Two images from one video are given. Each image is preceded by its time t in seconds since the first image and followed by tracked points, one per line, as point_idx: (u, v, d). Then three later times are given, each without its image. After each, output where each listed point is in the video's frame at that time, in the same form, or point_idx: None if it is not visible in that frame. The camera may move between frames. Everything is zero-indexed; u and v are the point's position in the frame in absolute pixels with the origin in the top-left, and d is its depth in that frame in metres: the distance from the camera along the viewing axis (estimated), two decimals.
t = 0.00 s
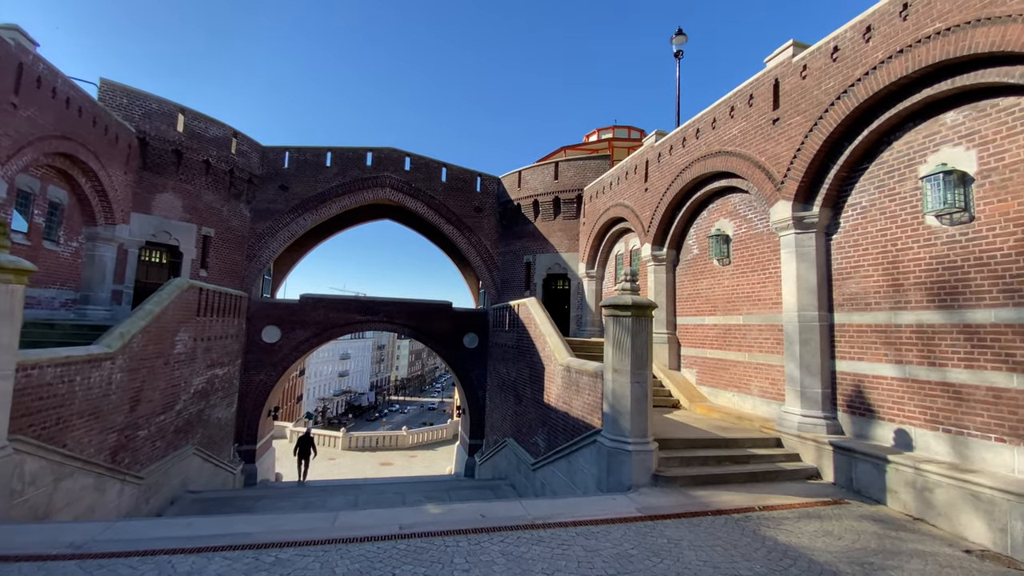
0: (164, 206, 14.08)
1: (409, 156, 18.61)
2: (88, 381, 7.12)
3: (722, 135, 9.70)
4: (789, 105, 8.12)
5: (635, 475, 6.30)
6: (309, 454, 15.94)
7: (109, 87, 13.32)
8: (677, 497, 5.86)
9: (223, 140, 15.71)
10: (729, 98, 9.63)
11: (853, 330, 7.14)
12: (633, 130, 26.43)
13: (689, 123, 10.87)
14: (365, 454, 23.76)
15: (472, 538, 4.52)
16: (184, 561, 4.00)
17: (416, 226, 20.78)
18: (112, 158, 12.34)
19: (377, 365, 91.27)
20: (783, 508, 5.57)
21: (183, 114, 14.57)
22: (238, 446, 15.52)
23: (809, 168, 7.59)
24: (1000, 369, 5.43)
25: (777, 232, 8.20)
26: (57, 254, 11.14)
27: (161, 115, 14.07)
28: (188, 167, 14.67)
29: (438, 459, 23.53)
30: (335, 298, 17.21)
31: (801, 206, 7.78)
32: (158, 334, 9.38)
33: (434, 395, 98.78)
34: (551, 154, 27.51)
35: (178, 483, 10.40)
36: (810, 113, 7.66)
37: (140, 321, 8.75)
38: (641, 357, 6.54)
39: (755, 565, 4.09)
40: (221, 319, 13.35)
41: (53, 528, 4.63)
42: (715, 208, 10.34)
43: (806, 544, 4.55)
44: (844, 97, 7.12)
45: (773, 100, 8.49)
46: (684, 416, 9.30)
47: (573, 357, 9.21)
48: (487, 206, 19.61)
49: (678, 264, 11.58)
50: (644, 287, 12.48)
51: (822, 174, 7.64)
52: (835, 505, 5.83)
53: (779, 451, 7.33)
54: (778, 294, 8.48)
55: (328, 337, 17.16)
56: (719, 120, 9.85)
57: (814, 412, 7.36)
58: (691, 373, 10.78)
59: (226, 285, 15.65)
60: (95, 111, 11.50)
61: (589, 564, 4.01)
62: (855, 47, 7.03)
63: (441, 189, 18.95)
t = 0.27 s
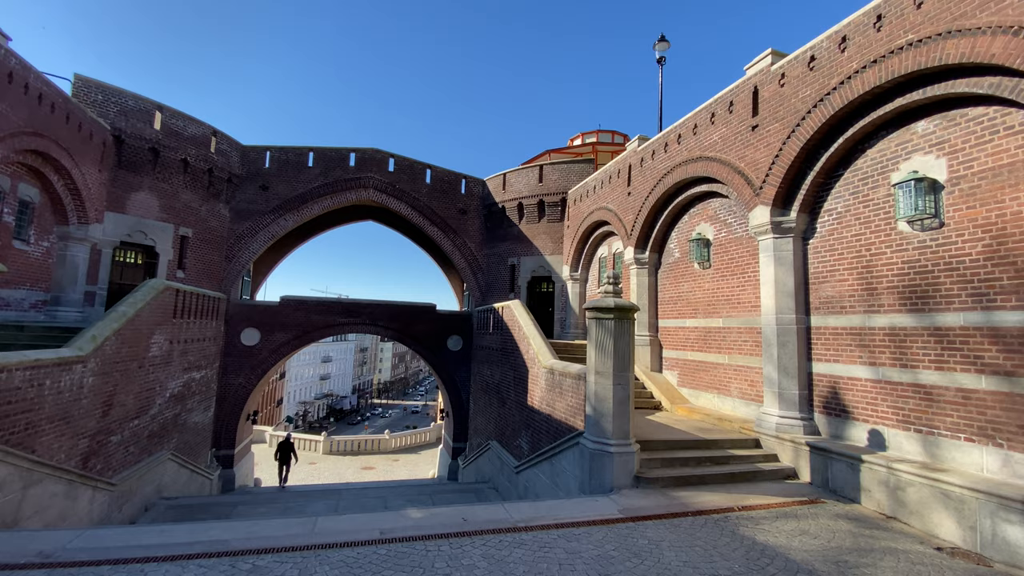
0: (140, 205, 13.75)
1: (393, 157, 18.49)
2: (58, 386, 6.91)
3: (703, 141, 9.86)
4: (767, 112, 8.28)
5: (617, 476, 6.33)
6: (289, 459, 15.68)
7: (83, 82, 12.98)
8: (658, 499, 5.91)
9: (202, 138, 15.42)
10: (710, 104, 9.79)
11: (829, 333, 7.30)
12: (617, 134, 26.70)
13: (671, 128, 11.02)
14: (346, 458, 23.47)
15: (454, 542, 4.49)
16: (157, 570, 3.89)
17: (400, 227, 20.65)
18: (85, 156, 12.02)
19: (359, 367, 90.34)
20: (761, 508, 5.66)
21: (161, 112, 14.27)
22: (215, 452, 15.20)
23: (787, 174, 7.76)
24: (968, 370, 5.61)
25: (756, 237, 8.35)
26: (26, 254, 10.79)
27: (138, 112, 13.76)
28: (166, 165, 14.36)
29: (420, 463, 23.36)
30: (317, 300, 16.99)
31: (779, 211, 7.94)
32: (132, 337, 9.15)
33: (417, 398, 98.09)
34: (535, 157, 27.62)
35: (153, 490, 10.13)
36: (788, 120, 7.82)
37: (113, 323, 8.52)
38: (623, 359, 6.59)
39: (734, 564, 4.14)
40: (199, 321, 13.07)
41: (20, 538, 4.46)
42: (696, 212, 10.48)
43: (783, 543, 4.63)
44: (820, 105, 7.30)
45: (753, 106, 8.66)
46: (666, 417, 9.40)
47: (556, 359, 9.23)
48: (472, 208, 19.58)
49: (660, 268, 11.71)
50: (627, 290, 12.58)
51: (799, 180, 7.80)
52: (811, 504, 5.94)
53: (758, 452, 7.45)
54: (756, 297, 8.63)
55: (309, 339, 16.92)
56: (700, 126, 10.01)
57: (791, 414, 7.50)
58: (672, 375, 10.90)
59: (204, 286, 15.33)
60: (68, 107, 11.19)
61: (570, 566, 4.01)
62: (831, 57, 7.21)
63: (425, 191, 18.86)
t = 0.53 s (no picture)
0: (114, 205, 13.41)
1: (377, 159, 18.36)
2: (27, 391, 6.68)
3: (685, 147, 10.01)
4: (747, 119, 8.45)
5: (600, 478, 6.37)
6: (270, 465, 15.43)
7: (55, 79, 12.63)
8: (640, 500, 5.95)
9: (180, 137, 15.12)
10: (691, 110, 9.95)
11: (806, 336, 7.45)
12: (601, 139, 26.95)
13: (653, 133, 11.16)
14: (328, 463, 23.15)
15: (436, 547, 4.46)
16: None
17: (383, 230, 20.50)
18: (57, 154, 11.69)
19: (342, 371, 89.25)
20: (741, 508, 5.74)
21: (137, 110, 13.95)
22: (192, 458, 14.85)
23: (765, 179, 7.91)
24: (939, 372, 5.78)
25: (735, 241, 8.50)
26: None
27: (113, 109, 13.44)
28: (142, 165, 14.04)
29: (403, 467, 23.15)
30: (298, 303, 16.76)
31: (758, 216, 8.09)
32: (105, 340, 8.91)
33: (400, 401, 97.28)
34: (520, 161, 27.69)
35: (126, 497, 9.86)
36: (767, 127, 7.99)
37: (85, 326, 8.28)
38: (605, 361, 6.64)
39: (714, 564, 4.19)
40: (175, 324, 12.78)
41: None
42: (677, 217, 10.63)
43: (762, 543, 4.71)
44: (797, 113, 7.47)
45: (732, 113, 8.82)
46: (648, 419, 9.48)
47: (540, 362, 9.26)
48: (456, 210, 19.54)
49: (642, 271, 11.83)
50: (610, 293, 12.69)
51: (777, 186, 7.97)
52: (789, 504, 6.05)
53: (738, 452, 7.56)
54: (736, 300, 8.78)
55: (290, 343, 16.67)
56: (682, 131, 10.16)
57: (770, 415, 7.63)
58: (654, 378, 11.00)
59: (181, 288, 15.01)
60: (40, 104, 10.88)
61: (553, 569, 4.02)
62: (808, 66, 7.39)
63: (409, 193, 18.76)
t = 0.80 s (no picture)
0: (87, 205, 13.04)
1: (360, 160, 18.22)
2: None
3: (666, 152, 10.15)
4: (726, 126, 8.61)
5: (583, 482, 6.38)
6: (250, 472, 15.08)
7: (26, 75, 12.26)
8: (623, 503, 5.99)
9: (156, 137, 14.80)
10: (672, 117, 10.10)
11: (784, 339, 7.61)
12: (585, 144, 27.18)
13: (635, 139, 11.29)
14: (308, 469, 22.77)
15: (417, 553, 4.42)
16: None
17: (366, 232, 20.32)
18: (27, 152, 11.34)
19: (323, 375, 88.01)
20: (721, 509, 5.82)
21: (112, 108, 13.61)
22: (166, 465, 14.47)
23: (744, 186, 8.07)
24: (911, 374, 5.95)
25: (716, 246, 8.64)
26: None
27: (87, 107, 13.09)
28: (116, 164, 13.69)
29: (386, 473, 22.91)
30: (278, 306, 16.51)
31: (737, 222, 8.24)
32: (76, 344, 8.65)
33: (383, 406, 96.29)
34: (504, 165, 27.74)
35: (97, 507, 9.56)
36: (746, 134, 8.15)
37: (55, 329, 8.02)
38: (588, 365, 6.68)
39: (695, 565, 4.24)
40: (150, 328, 12.47)
41: None
42: (659, 221, 10.76)
43: (741, 543, 4.78)
44: (775, 121, 7.64)
45: (712, 120, 8.98)
46: (630, 422, 9.55)
47: (524, 365, 9.27)
48: (440, 213, 19.48)
49: (625, 275, 11.94)
50: (593, 297, 12.77)
51: (756, 192, 8.13)
52: (768, 505, 6.15)
53: (718, 454, 7.66)
54: (716, 304, 8.92)
55: (269, 347, 16.38)
56: (663, 137, 10.31)
57: (749, 417, 7.75)
58: (637, 381, 11.09)
59: (156, 291, 14.66)
60: (9, 100, 10.55)
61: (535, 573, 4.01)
62: (785, 76, 7.57)
63: (393, 195, 18.64)
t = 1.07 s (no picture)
0: (56, 204, 12.63)
1: (341, 162, 18.03)
2: None
3: (647, 159, 10.29)
4: (705, 134, 8.77)
5: (563, 485, 6.40)
6: (225, 479, 14.74)
7: None
8: (603, 506, 6.02)
9: (130, 135, 14.43)
10: (653, 124, 10.24)
11: (761, 343, 7.76)
12: (567, 149, 27.38)
13: (617, 145, 11.42)
14: (286, 476, 22.34)
15: (397, 559, 4.37)
16: None
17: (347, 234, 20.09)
18: None
19: (302, 380, 86.55)
20: (700, 511, 5.89)
21: (83, 104, 13.22)
22: (137, 473, 14.04)
23: (722, 192, 8.22)
24: (881, 376, 6.12)
25: (695, 251, 8.77)
26: None
27: (56, 103, 12.69)
28: (87, 162, 13.29)
29: (365, 478, 22.60)
30: (256, 309, 16.20)
31: (715, 227, 8.39)
32: (41, 348, 8.35)
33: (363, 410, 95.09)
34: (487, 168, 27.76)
35: (63, 516, 9.22)
36: (724, 142, 8.31)
37: (20, 332, 7.74)
38: (569, 368, 6.71)
39: (674, 567, 4.28)
40: (121, 331, 12.11)
41: None
42: (640, 226, 10.88)
43: (718, 544, 4.84)
44: (752, 129, 7.81)
45: (692, 128, 9.14)
46: (611, 425, 9.61)
47: (506, 369, 9.26)
48: (423, 216, 19.37)
49: (606, 279, 12.05)
50: (575, 300, 12.85)
51: (733, 199, 8.29)
52: (744, 506, 6.25)
53: (696, 456, 7.76)
54: (695, 308, 9.06)
55: (246, 350, 16.05)
56: (644, 144, 10.45)
57: (727, 419, 7.88)
58: (617, 384, 11.18)
59: (128, 293, 14.25)
60: None
61: None
62: (761, 85, 7.75)
63: (374, 198, 18.48)
